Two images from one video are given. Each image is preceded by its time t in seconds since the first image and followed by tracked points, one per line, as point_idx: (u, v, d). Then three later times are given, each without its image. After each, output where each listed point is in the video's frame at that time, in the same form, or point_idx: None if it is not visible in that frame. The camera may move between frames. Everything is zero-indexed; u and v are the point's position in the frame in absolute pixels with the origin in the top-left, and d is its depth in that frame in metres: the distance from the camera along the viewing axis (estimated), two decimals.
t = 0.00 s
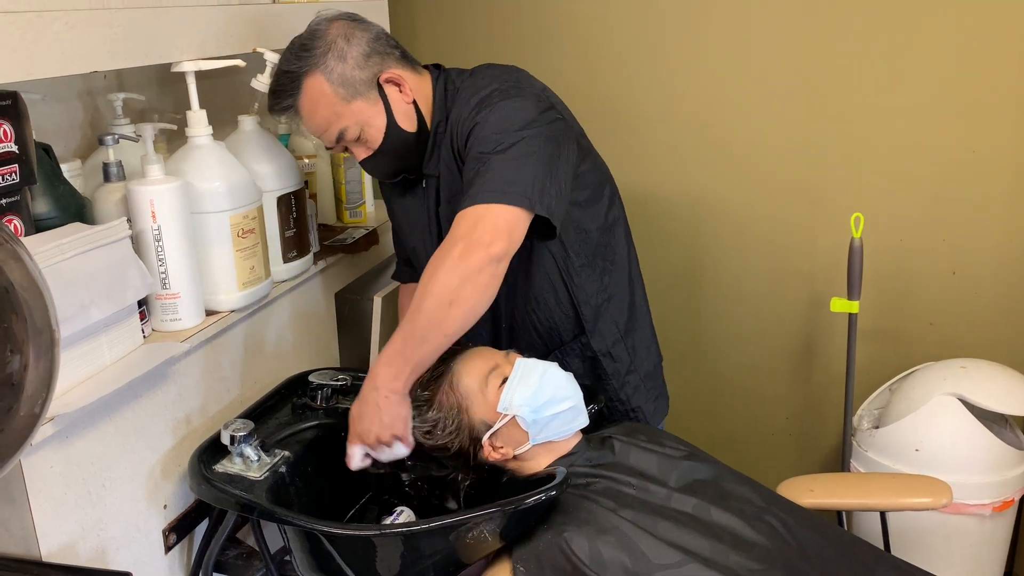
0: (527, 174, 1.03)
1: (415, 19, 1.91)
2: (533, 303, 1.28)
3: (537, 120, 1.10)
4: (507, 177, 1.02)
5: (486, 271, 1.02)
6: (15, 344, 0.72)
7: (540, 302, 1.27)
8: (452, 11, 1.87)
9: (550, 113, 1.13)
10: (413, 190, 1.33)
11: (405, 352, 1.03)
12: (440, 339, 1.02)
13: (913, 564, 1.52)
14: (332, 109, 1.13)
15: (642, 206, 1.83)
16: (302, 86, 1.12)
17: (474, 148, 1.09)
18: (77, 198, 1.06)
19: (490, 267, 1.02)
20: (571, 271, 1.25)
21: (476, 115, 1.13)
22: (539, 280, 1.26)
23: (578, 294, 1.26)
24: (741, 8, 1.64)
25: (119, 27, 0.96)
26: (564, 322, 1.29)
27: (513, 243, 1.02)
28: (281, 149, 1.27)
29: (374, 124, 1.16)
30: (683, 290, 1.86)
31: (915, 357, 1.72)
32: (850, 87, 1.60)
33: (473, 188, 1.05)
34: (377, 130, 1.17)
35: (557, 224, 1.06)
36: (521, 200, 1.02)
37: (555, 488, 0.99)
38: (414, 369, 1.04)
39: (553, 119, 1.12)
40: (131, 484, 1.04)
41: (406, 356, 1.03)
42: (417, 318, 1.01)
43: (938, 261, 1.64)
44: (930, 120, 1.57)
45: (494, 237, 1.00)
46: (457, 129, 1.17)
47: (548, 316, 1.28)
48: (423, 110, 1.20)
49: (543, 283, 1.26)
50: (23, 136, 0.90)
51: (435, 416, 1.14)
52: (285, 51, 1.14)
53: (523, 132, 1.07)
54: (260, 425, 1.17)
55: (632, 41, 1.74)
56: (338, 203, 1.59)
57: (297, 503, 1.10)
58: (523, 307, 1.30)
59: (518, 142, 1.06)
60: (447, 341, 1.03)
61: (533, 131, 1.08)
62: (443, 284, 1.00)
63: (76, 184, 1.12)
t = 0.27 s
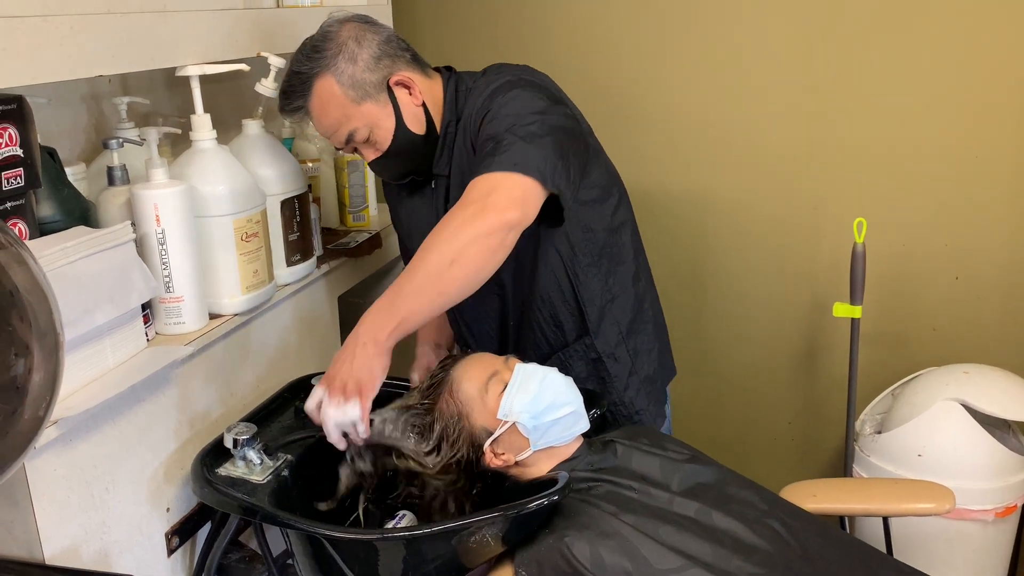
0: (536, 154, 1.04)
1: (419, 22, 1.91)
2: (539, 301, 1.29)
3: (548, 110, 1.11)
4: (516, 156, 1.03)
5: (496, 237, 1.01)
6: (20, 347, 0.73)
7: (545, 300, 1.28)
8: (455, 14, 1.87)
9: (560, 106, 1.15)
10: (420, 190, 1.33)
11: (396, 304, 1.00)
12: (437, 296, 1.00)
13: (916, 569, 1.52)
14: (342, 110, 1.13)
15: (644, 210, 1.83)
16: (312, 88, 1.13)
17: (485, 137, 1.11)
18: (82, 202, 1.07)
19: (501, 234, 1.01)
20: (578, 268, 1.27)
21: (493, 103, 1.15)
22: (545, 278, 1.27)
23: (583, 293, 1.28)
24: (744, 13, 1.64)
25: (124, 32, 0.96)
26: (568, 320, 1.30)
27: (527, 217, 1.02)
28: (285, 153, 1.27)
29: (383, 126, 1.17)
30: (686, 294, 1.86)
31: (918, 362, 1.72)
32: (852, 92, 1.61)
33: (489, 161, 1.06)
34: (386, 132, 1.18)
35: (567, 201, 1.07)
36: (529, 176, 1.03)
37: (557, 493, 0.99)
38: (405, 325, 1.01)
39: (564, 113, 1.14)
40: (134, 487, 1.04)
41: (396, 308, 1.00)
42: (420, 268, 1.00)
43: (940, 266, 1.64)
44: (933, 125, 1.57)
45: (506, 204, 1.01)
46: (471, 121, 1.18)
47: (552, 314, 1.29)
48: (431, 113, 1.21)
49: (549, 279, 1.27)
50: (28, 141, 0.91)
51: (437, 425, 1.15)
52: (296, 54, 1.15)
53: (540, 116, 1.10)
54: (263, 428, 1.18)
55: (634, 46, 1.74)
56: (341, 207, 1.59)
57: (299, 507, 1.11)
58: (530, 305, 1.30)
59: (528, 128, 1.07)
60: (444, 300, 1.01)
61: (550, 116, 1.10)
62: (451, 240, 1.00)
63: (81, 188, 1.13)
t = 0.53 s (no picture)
0: (564, 135, 1.06)
1: (421, 26, 1.91)
2: (551, 298, 1.27)
3: (562, 97, 1.14)
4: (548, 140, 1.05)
5: (538, 215, 1.04)
6: (23, 349, 0.73)
7: (558, 297, 1.27)
8: (457, 18, 1.87)
9: (569, 93, 1.17)
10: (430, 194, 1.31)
11: (456, 282, 1.09)
12: (488, 275, 1.06)
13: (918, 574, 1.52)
14: (351, 117, 1.14)
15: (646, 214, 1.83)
16: (323, 97, 1.15)
17: (505, 127, 1.12)
18: (84, 204, 1.07)
19: (544, 211, 1.04)
20: (592, 263, 1.27)
21: (508, 94, 1.16)
22: (557, 275, 1.26)
23: (596, 289, 1.28)
24: (746, 18, 1.64)
25: (128, 34, 0.97)
26: (582, 318, 1.28)
27: (567, 193, 1.04)
28: (287, 155, 1.28)
29: (393, 129, 1.17)
30: (688, 298, 1.86)
31: (920, 366, 1.72)
32: (855, 96, 1.61)
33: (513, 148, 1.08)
34: (398, 134, 1.18)
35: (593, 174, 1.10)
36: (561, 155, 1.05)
37: (559, 497, 0.99)
38: (463, 301, 1.09)
39: (573, 99, 1.16)
40: (136, 490, 1.04)
41: (455, 286, 1.09)
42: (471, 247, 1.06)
43: (943, 270, 1.64)
44: (935, 130, 1.57)
45: (545, 180, 1.03)
46: (486, 114, 1.18)
47: (565, 313, 1.28)
48: (441, 112, 1.20)
49: (562, 275, 1.26)
50: (31, 143, 0.91)
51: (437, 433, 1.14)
52: (304, 67, 1.17)
53: (557, 102, 1.12)
54: (264, 431, 1.18)
55: (637, 50, 1.74)
56: (343, 209, 1.59)
57: (301, 509, 1.10)
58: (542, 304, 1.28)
59: (549, 112, 1.09)
60: (495, 279, 1.06)
61: (565, 101, 1.12)
62: (495, 220, 1.05)
63: (84, 190, 1.13)
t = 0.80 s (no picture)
0: (579, 148, 1.06)
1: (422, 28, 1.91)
2: (558, 301, 1.28)
3: (587, 101, 1.14)
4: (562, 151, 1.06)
5: (541, 224, 1.05)
6: (24, 350, 0.72)
7: (563, 302, 1.28)
8: (457, 20, 1.87)
9: (595, 97, 1.17)
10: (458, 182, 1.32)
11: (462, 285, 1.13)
12: (491, 280, 1.09)
13: None
14: (387, 106, 1.17)
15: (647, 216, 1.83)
16: (360, 87, 1.18)
17: (524, 128, 1.12)
18: (86, 205, 1.07)
19: (547, 220, 1.05)
20: (598, 271, 1.27)
21: (530, 98, 1.16)
22: (566, 277, 1.27)
23: (602, 297, 1.28)
24: (747, 19, 1.64)
25: (130, 35, 0.97)
26: (586, 325, 1.29)
27: (572, 202, 1.05)
28: (289, 156, 1.28)
29: (427, 118, 1.19)
30: (688, 299, 1.86)
31: (920, 368, 1.72)
32: (855, 99, 1.61)
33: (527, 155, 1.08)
34: (431, 124, 1.20)
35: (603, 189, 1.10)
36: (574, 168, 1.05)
37: (560, 499, 0.99)
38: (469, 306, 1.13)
39: (599, 104, 1.16)
40: (137, 490, 1.04)
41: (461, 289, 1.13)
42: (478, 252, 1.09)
43: (943, 272, 1.64)
44: (935, 132, 1.58)
45: (552, 189, 1.04)
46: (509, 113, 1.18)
47: (568, 318, 1.29)
48: (472, 103, 1.21)
49: (568, 280, 1.27)
50: (33, 144, 0.91)
51: (438, 435, 1.14)
52: (343, 57, 1.20)
53: (575, 111, 1.11)
54: (265, 432, 1.18)
55: (638, 52, 1.74)
56: (344, 211, 1.60)
57: (302, 511, 1.10)
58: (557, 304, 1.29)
59: (568, 119, 1.09)
60: (499, 284, 1.09)
61: (585, 111, 1.12)
62: (500, 227, 1.07)
63: (85, 191, 1.13)
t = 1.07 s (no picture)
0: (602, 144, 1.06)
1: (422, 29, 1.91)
2: (581, 298, 1.29)
3: (616, 96, 1.14)
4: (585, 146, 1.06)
5: (567, 212, 1.05)
6: (26, 351, 0.72)
7: (586, 299, 1.29)
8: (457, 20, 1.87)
9: (625, 94, 1.17)
10: (486, 175, 1.33)
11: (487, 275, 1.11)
12: (518, 269, 1.08)
13: None
14: (420, 94, 1.17)
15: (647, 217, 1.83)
16: (394, 75, 1.17)
17: (553, 119, 1.13)
18: (87, 206, 1.07)
19: (573, 208, 1.05)
20: (620, 271, 1.28)
21: (559, 93, 1.16)
22: (589, 274, 1.28)
23: (624, 295, 1.28)
24: (746, 20, 1.64)
25: (131, 36, 0.97)
26: (609, 323, 1.29)
27: (598, 192, 1.05)
28: (290, 157, 1.28)
29: (457, 109, 1.19)
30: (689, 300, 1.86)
31: (920, 368, 1.72)
32: (854, 99, 1.61)
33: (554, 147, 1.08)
34: (461, 114, 1.20)
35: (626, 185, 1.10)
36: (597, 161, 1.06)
37: (561, 500, 0.99)
38: (492, 296, 1.11)
39: (628, 101, 1.16)
40: (138, 491, 1.04)
41: (487, 279, 1.11)
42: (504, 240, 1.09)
43: (943, 272, 1.64)
44: (935, 132, 1.58)
45: (578, 178, 1.05)
46: (540, 106, 1.19)
47: (591, 316, 1.29)
48: (503, 96, 1.22)
49: (591, 277, 1.28)
50: (34, 145, 0.91)
51: (439, 436, 1.14)
52: (380, 48, 1.20)
53: (603, 106, 1.11)
54: (266, 433, 1.18)
55: (638, 52, 1.74)
56: (345, 212, 1.60)
57: (303, 512, 1.10)
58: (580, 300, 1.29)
59: (593, 114, 1.09)
60: (525, 273, 1.08)
61: (613, 107, 1.12)
62: (526, 215, 1.06)
63: (86, 192, 1.13)
